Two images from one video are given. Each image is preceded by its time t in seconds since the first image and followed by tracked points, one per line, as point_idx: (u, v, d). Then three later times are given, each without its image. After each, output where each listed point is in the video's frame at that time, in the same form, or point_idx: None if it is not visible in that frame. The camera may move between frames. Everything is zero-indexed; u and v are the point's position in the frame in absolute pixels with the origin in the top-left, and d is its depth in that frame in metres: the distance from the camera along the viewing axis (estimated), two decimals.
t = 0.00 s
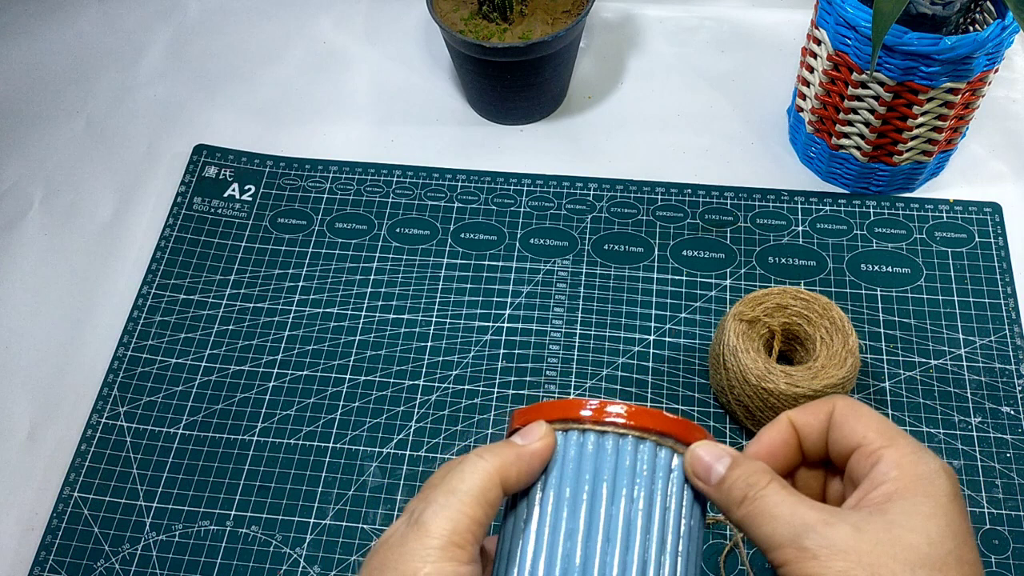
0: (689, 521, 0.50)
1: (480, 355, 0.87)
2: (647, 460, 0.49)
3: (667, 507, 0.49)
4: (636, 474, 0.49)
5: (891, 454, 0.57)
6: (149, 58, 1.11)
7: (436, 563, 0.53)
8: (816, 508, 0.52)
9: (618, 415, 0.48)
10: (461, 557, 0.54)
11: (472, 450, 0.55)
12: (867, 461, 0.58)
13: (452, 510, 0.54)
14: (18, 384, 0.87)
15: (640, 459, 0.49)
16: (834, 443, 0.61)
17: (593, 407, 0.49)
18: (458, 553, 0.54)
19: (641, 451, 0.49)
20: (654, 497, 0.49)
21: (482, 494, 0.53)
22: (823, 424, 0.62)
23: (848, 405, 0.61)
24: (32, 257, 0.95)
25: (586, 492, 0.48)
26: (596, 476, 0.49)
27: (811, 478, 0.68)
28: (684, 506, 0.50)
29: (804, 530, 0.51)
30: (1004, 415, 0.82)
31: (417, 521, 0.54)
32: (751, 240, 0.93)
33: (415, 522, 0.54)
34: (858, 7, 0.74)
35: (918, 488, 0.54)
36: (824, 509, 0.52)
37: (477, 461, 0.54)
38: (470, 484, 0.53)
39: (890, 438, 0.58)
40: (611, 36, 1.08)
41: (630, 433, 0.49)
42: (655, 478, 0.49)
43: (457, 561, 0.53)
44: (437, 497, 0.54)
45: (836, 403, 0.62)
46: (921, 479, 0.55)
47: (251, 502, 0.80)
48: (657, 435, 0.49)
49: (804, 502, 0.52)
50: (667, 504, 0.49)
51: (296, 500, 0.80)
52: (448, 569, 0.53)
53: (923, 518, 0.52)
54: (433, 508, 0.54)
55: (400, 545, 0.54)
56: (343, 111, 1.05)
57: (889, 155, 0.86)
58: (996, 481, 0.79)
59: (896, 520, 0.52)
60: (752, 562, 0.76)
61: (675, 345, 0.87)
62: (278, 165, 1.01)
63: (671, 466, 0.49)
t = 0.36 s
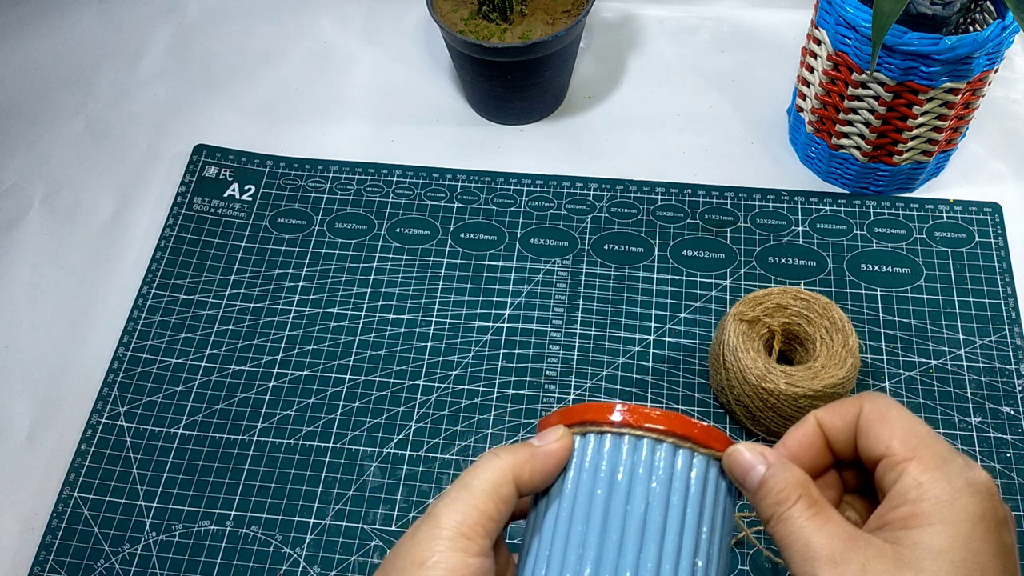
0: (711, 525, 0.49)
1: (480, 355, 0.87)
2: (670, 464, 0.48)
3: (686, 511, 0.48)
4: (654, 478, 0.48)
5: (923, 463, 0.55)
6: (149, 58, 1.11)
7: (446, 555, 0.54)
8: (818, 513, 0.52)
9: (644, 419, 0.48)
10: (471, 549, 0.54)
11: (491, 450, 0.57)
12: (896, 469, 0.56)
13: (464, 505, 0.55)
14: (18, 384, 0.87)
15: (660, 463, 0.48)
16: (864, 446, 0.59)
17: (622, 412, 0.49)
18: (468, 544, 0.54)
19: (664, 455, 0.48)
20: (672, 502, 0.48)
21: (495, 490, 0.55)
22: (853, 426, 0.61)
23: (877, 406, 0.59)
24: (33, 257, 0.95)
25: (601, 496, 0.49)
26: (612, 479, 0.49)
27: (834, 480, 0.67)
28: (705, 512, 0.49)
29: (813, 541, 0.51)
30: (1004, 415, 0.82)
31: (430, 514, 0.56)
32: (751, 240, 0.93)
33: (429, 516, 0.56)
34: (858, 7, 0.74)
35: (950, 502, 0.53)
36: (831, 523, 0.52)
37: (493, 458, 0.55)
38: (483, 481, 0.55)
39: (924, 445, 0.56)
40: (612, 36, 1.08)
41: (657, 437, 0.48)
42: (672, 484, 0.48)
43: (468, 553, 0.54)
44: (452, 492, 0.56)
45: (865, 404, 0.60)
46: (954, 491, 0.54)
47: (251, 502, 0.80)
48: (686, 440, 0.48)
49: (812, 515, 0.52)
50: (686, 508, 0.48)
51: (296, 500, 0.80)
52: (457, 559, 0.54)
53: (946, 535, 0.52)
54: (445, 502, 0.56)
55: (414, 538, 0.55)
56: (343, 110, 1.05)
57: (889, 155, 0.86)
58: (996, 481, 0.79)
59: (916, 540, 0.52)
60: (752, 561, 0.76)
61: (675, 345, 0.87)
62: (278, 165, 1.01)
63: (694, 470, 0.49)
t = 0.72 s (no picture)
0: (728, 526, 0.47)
1: (480, 355, 0.87)
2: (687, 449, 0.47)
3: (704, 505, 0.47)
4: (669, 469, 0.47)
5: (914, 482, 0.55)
6: (149, 58, 1.11)
7: (431, 546, 0.54)
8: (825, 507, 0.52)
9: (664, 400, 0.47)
10: (457, 540, 0.55)
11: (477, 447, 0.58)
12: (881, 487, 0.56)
13: (449, 496, 0.55)
14: (18, 384, 0.87)
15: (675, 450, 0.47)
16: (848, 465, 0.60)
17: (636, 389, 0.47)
18: (453, 535, 0.55)
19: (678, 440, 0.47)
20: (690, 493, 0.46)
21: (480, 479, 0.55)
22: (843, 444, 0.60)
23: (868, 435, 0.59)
24: (32, 257, 0.95)
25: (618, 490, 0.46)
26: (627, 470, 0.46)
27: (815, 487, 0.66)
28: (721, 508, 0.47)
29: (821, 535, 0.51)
30: (1004, 416, 0.82)
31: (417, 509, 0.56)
32: (751, 240, 0.93)
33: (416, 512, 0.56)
34: (858, 7, 0.74)
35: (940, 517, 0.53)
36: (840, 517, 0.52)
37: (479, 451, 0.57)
38: (469, 472, 0.56)
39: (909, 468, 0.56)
40: (612, 36, 1.08)
41: (659, 414, 0.47)
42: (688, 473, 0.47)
43: (452, 543, 0.54)
44: (439, 486, 0.57)
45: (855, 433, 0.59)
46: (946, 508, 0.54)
47: (251, 502, 0.80)
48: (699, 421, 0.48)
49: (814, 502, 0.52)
50: (694, 489, 0.47)
51: (296, 500, 0.80)
52: (442, 550, 0.54)
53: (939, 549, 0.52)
54: (431, 496, 0.56)
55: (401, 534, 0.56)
56: (343, 110, 1.05)
57: (889, 155, 0.86)
58: (996, 481, 0.79)
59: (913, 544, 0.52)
60: (751, 561, 0.76)
61: (675, 345, 0.87)
62: (278, 165, 1.01)
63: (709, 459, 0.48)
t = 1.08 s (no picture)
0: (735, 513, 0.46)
1: (480, 355, 0.87)
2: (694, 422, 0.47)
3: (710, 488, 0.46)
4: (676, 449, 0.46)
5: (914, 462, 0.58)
6: (149, 58, 1.11)
7: (437, 520, 0.54)
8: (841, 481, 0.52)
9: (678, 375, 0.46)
10: (463, 514, 0.54)
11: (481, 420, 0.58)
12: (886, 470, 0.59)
13: (455, 470, 0.55)
14: (19, 383, 0.87)
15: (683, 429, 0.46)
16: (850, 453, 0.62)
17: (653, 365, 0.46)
18: (458, 507, 0.54)
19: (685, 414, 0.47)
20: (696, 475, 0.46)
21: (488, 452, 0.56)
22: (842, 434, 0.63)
23: (861, 422, 0.62)
24: (33, 257, 0.95)
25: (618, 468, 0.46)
26: (627, 449, 0.46)
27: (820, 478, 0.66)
28: (727, 491, 0.46)
29: (837, 510, 0.51)
30: (1004, 415, 0.82)
31: (421, 481, 0.56)
32: (751, 240, 0.93)
33: (420, 485, 0.56)
34: (858, 7, 0.74)
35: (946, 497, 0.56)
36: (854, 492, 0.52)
37: (486, 425, 0.57)
38: (477, 446, 0.56)
39: (906, 449, 0.60)
40: (612, 36, 1.08)
41: (658, 386, 0.46)
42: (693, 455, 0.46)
43: (458, 517, 0.54)
44: (444, 458, 0.56)
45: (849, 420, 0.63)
46: (948, 487, 0.57)
47: (251, 502, 0.80)
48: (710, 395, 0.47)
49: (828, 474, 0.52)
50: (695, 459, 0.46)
51: (296, 500, 0.80)
52: (448, 524, 0.54)
53: (949, 525, 0.55)
54: (436, 470, 0.56)
55: (404, 507, 0.55)
56: (343, 110, 1.05)
57: (889, 155, 0.86)
58: (996, 481, 0.79)
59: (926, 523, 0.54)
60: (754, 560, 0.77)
61: (675, 345, 0.87)
62: (278, 165, 1.01)
63: (713, 437, 0.47)
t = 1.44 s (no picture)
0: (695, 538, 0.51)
1: (480, 355, 0.87)
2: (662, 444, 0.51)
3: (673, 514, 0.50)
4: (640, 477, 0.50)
5: (886, 438, 0.55)
6: (149, 58, 1.11)
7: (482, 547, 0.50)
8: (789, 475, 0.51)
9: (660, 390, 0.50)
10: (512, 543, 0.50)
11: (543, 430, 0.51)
12: (853, 442, 0.56)
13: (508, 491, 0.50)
14: (18, 383, 0.87)
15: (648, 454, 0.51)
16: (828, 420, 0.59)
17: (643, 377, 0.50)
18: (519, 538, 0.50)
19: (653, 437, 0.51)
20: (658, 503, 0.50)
21: (553, 481, 0.50)
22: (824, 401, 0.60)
23: (846, 388, 0.59)
24: (32, 257, 0.95)
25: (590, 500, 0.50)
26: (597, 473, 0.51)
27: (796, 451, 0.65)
28: (688, 515, 0.51)
29: (768, 504, 0.50)
30: (1004, 415, 0.82)
31: (477, 503, 0.51)
32: (751, 240, 0.93)
33: (470, 500, 0.51)
34: (858, 7, 0.74)
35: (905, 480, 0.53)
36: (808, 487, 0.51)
37: (552, 447, 0.50)
38: (540, 468, 0.50)
39: (885, 421, 0.56)
40: (612, 36, 1.08)
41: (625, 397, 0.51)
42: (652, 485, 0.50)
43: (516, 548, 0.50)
44: (502, 476, 0.51)
45: (834, 384, 0.60)
46: (914, 471, 0.54)
47: (251, 502, 0.80)
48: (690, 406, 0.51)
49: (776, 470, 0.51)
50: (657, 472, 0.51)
51: (296, 500, 0.80)
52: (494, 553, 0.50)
53: (900, 510, 0.52)
54: (488, 486, 0.51)
55: (448, 519, 0.51)
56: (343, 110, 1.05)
57: (889, 155, 0.86)
58: (996, 481, 0.79)
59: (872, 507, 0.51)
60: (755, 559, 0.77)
61: (675, 345, 0.87)
62: (278, 165, 1.01)
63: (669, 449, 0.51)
